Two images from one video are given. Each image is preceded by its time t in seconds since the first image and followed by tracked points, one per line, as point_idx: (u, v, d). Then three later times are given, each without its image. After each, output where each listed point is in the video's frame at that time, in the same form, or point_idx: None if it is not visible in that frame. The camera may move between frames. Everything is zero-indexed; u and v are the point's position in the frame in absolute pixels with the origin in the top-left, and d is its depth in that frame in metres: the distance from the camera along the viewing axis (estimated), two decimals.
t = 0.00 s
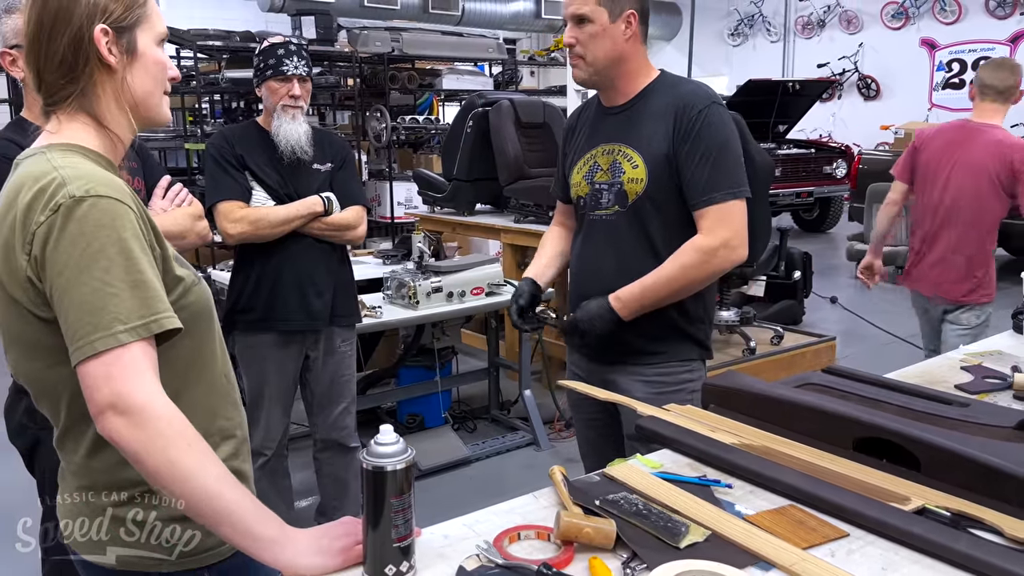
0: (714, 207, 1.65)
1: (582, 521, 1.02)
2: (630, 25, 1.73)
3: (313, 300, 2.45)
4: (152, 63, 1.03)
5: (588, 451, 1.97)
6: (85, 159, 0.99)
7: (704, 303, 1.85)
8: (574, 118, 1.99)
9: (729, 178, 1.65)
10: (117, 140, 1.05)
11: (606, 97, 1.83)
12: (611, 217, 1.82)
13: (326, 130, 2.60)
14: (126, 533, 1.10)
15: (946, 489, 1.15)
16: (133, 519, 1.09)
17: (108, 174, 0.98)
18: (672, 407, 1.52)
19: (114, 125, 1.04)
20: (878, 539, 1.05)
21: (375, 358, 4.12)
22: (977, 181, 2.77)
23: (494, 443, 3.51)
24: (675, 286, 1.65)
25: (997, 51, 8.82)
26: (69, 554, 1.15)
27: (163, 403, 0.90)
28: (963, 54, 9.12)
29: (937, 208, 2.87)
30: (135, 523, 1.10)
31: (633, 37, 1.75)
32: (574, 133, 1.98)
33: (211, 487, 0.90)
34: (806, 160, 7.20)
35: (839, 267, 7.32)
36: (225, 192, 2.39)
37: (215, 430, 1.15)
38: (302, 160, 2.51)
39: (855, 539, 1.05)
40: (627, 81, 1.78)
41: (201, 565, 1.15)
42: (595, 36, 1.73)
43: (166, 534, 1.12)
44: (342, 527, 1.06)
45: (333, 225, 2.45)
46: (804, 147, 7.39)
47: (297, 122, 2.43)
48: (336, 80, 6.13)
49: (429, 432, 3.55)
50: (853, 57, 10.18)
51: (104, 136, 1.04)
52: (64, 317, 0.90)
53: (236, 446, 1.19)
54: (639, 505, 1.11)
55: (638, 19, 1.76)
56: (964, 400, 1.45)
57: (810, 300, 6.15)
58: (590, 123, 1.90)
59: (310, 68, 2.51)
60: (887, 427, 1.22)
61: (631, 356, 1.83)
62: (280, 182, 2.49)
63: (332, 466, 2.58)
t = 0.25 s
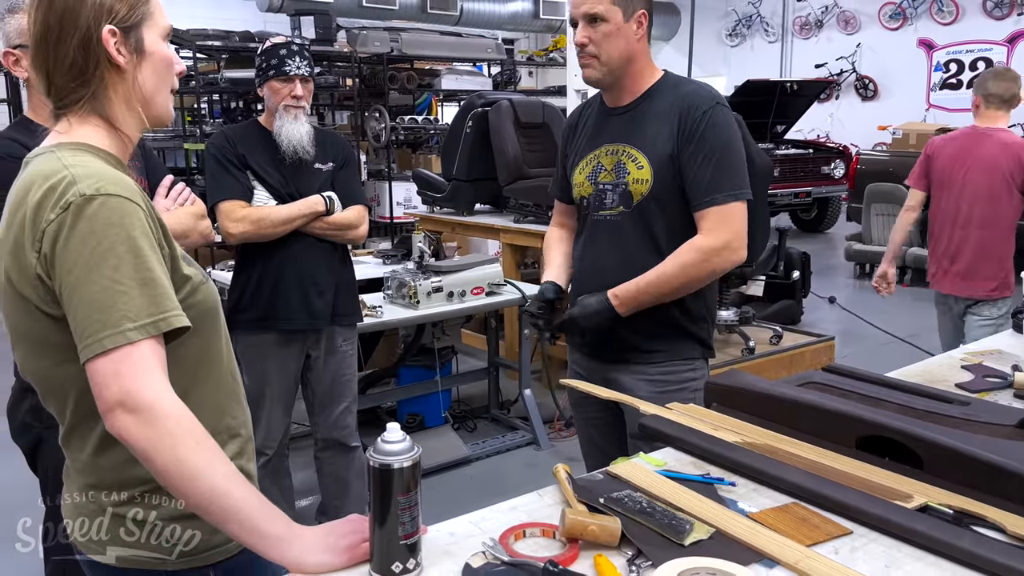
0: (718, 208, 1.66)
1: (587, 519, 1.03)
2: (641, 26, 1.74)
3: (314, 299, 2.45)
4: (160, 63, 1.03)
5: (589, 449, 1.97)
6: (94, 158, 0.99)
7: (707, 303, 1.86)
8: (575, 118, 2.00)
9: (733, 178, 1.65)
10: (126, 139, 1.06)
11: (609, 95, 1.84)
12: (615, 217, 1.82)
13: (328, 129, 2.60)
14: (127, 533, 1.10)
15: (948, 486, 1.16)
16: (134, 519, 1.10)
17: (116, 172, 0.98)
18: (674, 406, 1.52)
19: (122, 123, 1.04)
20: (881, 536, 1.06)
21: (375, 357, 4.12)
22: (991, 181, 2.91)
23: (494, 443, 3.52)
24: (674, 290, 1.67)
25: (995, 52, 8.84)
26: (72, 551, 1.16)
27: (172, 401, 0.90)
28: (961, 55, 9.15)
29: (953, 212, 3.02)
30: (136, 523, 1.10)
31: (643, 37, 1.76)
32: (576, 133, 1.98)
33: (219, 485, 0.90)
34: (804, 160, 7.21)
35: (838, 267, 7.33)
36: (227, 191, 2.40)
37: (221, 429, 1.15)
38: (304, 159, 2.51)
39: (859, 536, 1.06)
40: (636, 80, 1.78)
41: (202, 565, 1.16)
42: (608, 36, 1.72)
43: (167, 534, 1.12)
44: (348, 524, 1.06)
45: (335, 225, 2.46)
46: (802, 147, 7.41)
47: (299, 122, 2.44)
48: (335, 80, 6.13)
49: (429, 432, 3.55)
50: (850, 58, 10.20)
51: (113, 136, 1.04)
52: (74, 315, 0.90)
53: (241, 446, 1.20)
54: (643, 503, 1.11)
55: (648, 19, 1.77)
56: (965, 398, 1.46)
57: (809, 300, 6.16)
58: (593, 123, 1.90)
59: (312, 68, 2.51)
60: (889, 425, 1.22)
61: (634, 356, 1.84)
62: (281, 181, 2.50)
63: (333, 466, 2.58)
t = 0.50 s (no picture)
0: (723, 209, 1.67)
1: (591, 516, 1.03)
2: (647, 26, 1.75)
3: (315, 298, 2.46)
4: (166, 63, 1.03)
5: (590, 448, 1.98)
6: (99, 157, 0.99)
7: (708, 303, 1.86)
8: (575, 117, 2.00)
9: (738, 179, 1.66)
10: (130, 137, 1.06)
11: (612, 95, 1.84)
12: (618, 216, 1.83)
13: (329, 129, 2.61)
14: (126, 534, 1.10)
15: (949, 484, 1.16)
16: (133, 520, 1.10)
17: (120, 171, 0.99)
18: (675, 405, 1.53)
19: (127, 122, 1.04)
20: (882, 533, 1.06)
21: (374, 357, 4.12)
22: (994, 174, 3.34)
23: (493, 443, 3.52)
24: (682, 301, 1.65)
25: (992, 52, 8.87)
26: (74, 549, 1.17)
27: (176, 400, 0.91)
28: (958, 55, 9.17)
29: (964, 201, 3.41)
30: (136, 523, 1.10)
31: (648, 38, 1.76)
32: (576, 132, 1.99)
33: (224, 484, 0.90)
34: (802, 160, 7.23)
35: (836, 267, 7.35)
36: (228, 191, 2.40)
37: (225, 428, 1.16)
38: (305, 159, 2.51)
39: (860, 533, 1.07)
40: (641, 80, 1.79)
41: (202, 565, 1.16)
42: (617, 34, 1.71)
43: (166, 535, 1.12)
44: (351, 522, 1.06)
45: (335, 224, 2.46)
46: (800, 147, 7.40)
47: (301, 122, 2.44)
48: (334, 80, 6.13)
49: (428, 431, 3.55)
50: (848, 58, 10.22)
51: (116, 133, 1.04)
52: (78, 314, 0.91)
53: (245, 445, 1.20)
54: (646, 501, 1.12)
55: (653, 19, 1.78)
56: (965, 397, 1.47)
57: (807, 300, 6.17)
58: (595, 123, 1.91)
59: (313, 68, 2.51)
60: (890, 424, 1.23)
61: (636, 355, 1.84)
62: (282, 181, 2.50)
63: (334, 465, 2.58)
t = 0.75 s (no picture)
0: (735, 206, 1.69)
1: (594, 513, 1.04)
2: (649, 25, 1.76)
3: (316, 298, 2.46)
4: (168, 63, 1.03)
5: (590, 447, 1.99)
6: (103, 156, 0.99)
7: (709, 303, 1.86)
8: (571, 118, 2.01)
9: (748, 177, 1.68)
10: (134, 137, 1.06)
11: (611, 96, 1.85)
12: (621, 215, 1.83)
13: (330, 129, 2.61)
14: (126, 533, 1.11)
15: (948, 481, 1.17)
16: (133, 519, 1.10)
17: (124, 170, 0.99)
18: (676, 403, 1.53)
19: (129, 122, 1.04)
20: (882, 530, 1.07)
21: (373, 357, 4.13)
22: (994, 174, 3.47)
23: (492, 442, 3.53)
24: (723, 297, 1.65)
25: (989, 53, 8.89)
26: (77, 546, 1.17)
27: (183, 398, 0.91)
28: (955, 55, 9.19)
29: (964, 200, 3.52)
30: (135, 523, 1.11)
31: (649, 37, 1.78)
32: (574, 132, 1.99)
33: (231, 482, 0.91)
34: (799, 160, 7.25)
35: (833, 267, 7.36)
36: (228, 191, 2.41)
37: (228, 427, 1.16)
38: (306, 159, 2.51)
39: (861, 530, 1.07)
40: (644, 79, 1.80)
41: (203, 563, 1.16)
42: (627, 36, 1.72)
43: (165, 535, 1.13)
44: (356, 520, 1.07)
45: (336, 224, 2.47)
46: (798, 147, 7.37)
47: (301, 121, 2.44)
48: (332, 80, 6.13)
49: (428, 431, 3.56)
50: (845, 58, 10.24)
51: (119, 133, 1.04)
52: (82, 314, 0.91)
53: (247, 444, 1.21)
54: (648, 498, 1.13)
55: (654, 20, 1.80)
56: (963, 395, 1.48)
57: (805, 299, 6.18)
58: (595, 123, 1.91)
59: (313, 68, 2.52)
60: (890, 421, 1.24)
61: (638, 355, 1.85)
62: (283, 181, 2.50)
63: (334, 464, 2.59)
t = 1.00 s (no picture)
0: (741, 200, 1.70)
1: (597, 511, 1.05)
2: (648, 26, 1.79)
3: (317, 298, 2.46)
4: (169, 67, 1.01)
5: (591, 446, 1.99)
6: (105, 157, 1.00)
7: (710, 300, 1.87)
8: (569, 119, 2.02)
9: (750, 172, 1.69)
10: (134, 138, 1.06)
11: (608, 95, 1.85)
12: (621, 213, 1.83)
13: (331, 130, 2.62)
14: (126, 534, 1.12)
15: (948, 479, 1.18)
16: (132, 520, 1.11)
17: (124, 171, 0.99)
18: (677, 402, 1.54)
19: (129, 122, 1.04)
20: (884, 527, 1.08)
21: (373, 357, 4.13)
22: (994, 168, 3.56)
23: (492, 442, 3.53)
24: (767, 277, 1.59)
25: (986, 53, 8.92)
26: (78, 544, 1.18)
27: (189, 397, 0.91)
28: (952, 56, 9.22)
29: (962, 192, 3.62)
30: (135, 523, 1.11)
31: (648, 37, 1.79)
32: (572, 132, 2.00)
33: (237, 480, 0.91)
34: (796, 160, 7.25)
35: (831, 266, 7.38)
36: (229, 191, 2.42)
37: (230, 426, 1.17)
38: (306, 160, 2.52)
39: (863, 527, 1.08)
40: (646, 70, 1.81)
41: (203, 564, 1.17)
42: (637, 41, 1.75)
43: (165, 536, 1.13)
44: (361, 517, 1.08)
45: (337, 224, 2.47)
46: (796, 147, 7.36)
47: (301, 122, 2.45)
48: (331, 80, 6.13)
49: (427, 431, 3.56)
50: (843, 59, 10.26)
51: (119, 133, 1.05)
52: (83, 314, 0.92)
53: (249, 444, 1.21)
54: (650, 496, 1.13)
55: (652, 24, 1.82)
56: (963, 393, 1.49)
57: (803, 299, 6.20)
58: (593, 122, 1.92)
59: (314, 69, 2.52)
60: (891, 420, 1.25)
61: (640, 353, 1.85)
62: (283, 181, 2.51)
63: (335, 463, 2.59)
